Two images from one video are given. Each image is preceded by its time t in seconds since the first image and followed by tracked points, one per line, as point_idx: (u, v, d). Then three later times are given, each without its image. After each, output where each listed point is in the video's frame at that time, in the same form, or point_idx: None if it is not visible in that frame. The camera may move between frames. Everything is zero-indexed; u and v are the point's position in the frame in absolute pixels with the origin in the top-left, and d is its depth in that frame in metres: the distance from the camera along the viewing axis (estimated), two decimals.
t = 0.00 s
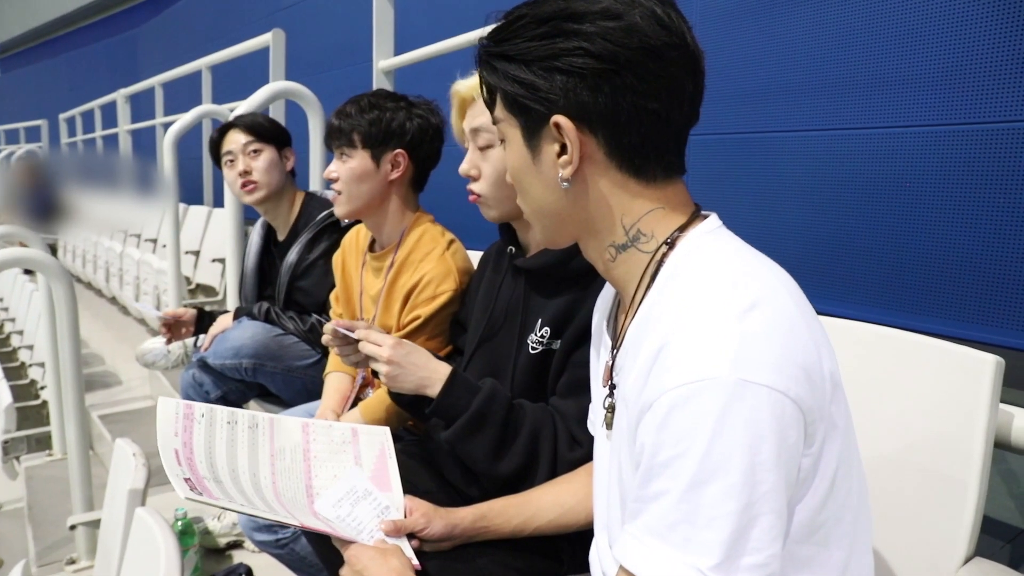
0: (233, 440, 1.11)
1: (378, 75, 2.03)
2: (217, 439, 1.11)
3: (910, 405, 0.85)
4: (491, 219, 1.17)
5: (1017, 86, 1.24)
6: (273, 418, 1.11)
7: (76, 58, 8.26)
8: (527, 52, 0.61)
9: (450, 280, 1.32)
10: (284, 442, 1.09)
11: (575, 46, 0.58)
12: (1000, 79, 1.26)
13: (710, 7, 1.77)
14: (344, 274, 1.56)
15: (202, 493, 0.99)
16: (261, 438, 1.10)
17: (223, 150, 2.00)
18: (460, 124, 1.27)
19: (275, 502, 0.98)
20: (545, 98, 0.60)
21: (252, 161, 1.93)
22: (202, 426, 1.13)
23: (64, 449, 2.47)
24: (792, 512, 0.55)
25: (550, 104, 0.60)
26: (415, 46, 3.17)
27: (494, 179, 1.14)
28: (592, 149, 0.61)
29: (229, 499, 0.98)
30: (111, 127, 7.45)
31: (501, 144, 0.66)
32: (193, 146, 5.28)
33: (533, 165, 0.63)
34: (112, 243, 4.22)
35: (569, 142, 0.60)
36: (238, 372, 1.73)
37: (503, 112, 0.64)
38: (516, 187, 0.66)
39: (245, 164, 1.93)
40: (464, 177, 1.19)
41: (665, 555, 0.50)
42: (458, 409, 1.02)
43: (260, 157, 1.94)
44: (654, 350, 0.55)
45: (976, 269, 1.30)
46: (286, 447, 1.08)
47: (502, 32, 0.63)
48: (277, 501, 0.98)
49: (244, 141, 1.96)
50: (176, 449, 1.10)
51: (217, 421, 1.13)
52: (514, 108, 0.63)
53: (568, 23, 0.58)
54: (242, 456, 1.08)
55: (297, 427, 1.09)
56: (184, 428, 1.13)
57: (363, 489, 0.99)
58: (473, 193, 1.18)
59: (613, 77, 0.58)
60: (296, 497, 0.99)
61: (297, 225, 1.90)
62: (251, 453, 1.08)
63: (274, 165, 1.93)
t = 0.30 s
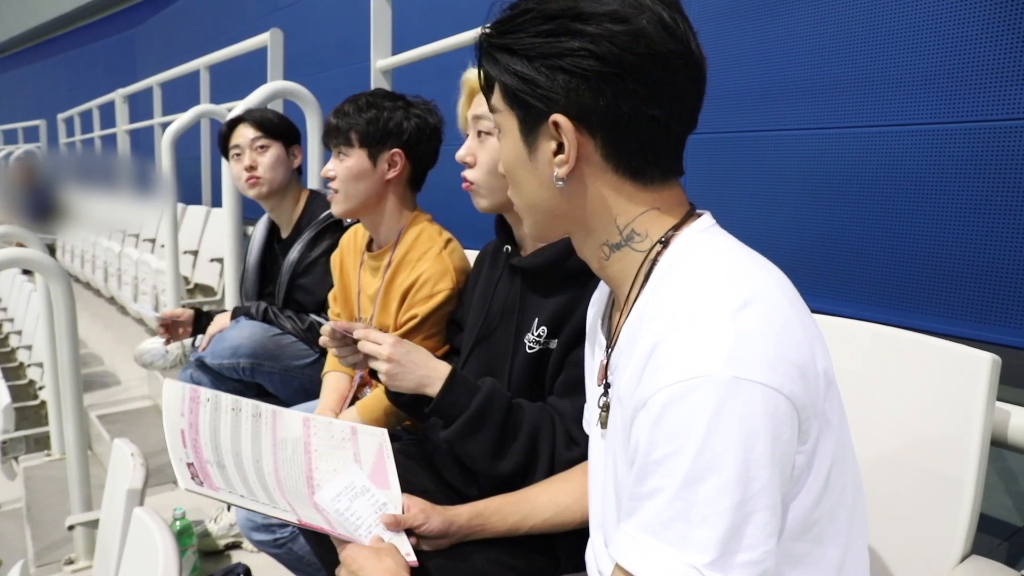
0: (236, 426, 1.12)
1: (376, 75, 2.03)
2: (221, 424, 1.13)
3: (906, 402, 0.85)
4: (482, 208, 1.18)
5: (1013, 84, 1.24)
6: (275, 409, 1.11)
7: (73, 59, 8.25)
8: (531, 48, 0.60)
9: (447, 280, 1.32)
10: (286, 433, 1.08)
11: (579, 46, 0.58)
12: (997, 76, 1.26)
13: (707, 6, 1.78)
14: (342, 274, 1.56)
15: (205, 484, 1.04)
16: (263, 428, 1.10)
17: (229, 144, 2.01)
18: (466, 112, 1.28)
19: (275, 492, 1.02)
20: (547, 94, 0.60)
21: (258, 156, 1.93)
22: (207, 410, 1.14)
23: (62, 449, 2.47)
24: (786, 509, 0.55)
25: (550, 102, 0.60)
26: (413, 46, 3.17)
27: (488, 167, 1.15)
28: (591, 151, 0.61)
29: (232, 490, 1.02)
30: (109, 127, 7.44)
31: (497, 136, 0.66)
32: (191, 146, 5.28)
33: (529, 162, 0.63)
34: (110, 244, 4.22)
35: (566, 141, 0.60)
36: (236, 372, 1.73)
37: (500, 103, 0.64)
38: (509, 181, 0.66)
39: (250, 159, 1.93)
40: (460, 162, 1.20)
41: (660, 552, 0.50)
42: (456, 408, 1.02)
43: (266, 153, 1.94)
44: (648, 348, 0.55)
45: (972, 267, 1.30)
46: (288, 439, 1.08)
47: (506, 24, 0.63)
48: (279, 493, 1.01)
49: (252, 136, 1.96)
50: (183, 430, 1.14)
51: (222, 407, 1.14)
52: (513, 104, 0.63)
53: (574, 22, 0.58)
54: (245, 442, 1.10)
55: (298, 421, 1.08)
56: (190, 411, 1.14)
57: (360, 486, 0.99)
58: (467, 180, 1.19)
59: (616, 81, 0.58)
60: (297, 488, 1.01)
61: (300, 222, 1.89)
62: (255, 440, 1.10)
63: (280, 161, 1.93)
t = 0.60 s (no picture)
0: (237, 420, 1.09)
1: (373, 75, 2.03)
2: (225, 419, 1.09)
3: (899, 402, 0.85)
4: (480, 208, 1.18)
5: (1007, 83, 1.24)
6: (276, 406, 1.12)
7: (72, 61, 8.25)
8: (540, 46, 0.60)
9: (443, 279, 1.32)
10: (285, 430, 1.09)
11: (592, 49, 0.57)
12: (990, 76, 1.26)
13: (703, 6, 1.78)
14: (338, 275, 1.56)
15: (203, 479, 0.94)
16: (263, 423, 1.10)
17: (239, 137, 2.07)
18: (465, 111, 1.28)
19: (277, 489, 0.98)
20: (554, 96, 0.60)
21: (260, 152, 1.98)
22: (211, 401, 1.10)
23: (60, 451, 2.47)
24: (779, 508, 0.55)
25: (559, 101, 0.60)
26: (411, 46, 3.17)
27: (485, 167, 1.15)
28: (593, 154, 0.61)
29: (233, 486, 0.95)
30: (106, 128, 7.43)
31: (495, 131, 0.66)
32: (189, 147, 5.27)
33: (530, 157, 0.63)
34: (109, 245, 4.22)
35: (571, 140, 0.61)
36: (233, 372, 1.73)
37: (502, 99, 0.64)
38: (506, 176, 0.66)
39: (251, 153, 1.99)
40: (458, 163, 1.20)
41: (653, 552, 0.51)
42: (454, 407, 1.02)
43: (268, 149, 1.98)
44: (641, 347, 0.55)
45: (967, 265, 1.30)
46: (288, 433, 1.08)
47: (513, 18, 0.62)
48: (280, 487, 0.98)
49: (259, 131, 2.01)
50: (185, 420, 1.07)
51: (224, 399, 1.11)
52: (518, 99, 0.62)
53: (587, 23, 0.57)
54: (245, 435, 1.07)
55: (297, 419, 1.10)
56: (194, 399, 1.10)
57: (357, 485, 0.99)
58: (463, 180, 1.19)
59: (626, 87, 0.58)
60: (297, 484, 0.99)
61: (310, 221, 1.90)
62: (254, 435, 1.07)
63: (279, 159, 1.97)
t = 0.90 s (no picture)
0: (238, 419, 1.06)
1: (373, 76, 2.03)
2: (226, 416, 1.06)
3: (900, 402, 0.85)
4: (480, 209, 1.18)
5: (1006, 79, 1.23)
6: (274, 407, 1.11)
7: (72, 63, 8.27)
8: (608, 28, 0.58)
9: (443, 278, 1.32)
10: (285, 430, 1.08)
11: (659, 43, 0.58)
12: (985, 73, 1.26)
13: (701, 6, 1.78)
14: (338, 276, 1.56)
15: (204, 478, 0.90)
16: (263, 422, 1.08)
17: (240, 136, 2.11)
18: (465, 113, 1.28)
19: (278, 488, 0.96)
20: (615, 80, 0.59)
21: (259, 151, 2.02)
22: (211, 399, 1.07)
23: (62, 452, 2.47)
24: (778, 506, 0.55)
25: (619, 87, 0.59)
26: (411, 47, 3.17)
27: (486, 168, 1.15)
28: (633, 148, 0.61)
29: (235, 484, 0.91)
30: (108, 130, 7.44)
31: (520, 109, 0.63)
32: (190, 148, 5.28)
33: (563, 142, 0.62)
34: (109, 247, 4.22)
35: (617, 131, 0.60)
36: (233, 373, 1.73)
37: (540, 76, 0.62)
38: (520, 160, 0.64)
39: (252, 152, 2.03)
40: (460, 164, 1.21)
41: (654, 550, 0.51)
42: (456, 407, 1.02)
43: (264, 149, 2.01)
44: (639, 347, 0.55)
45: (966, 264, 1.30)
46: (287, 433, 1.08)
47: None
48: (283, 485, 0.96)
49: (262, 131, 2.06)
50: (187, 416, 1.02)
51: (225, 398, 1.08)
52: (565, 79, 0.61)
53: (662, 19, 0.57)
54: (246, 433, 1.04)
55: (295, 419, 1.11)
56: (195, 396, 1.05)
57: (355, 486, 1.00)
58: (467, 181, 1.20)
59: (681, 88, 0.60)
60: (298, 482, 0.99)
61: (317, 220, 1.91)
62: (256, 434, 1.05)
63: (274, 159, 2.00)
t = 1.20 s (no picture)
0: (246, 418, 1.07)
1: (380, 76, 2.03)
2: (235, 415, 1.06)
3: (910, 403, 0.85)
4: (490, 210, 1.18)
5: (1017, 81, 1.23)
6: (282, 407, 1.12)
7: (80, 63, 8.31)
8: (642, 27, 0.58)
9: (449, 277, 1.33)
10: (293, 429, 1.09)
11: (688, 47, 0.58)
12: (995, 74, 1.26)
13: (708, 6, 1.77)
14: (344, 276, 1.56)
15: (213, 476, 0.89)
16: (271, 421, 1.09)
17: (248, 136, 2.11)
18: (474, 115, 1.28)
19: (287, 486, 0.95)
20: (645, 80, 0.59)
21: (268, 151, 2.03)
22: (221, 398, 1.07)
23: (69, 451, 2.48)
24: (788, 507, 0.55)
25: (647, 87, 0.59)
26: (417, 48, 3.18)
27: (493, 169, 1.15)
28: (655, 149, 0.62)
29: (244, 483, 0.90)
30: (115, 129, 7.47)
31: (544, 102, 0.63)
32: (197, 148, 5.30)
33: (586, 139, 0.62)
34: (116, 246, 4.24)
35: (641, 131, 0.61)
36: (240, 372, 1.75)
37: (565, 71, 0.62)
38: (539, 155, 0.63)
39: (261, 151, 2.04)
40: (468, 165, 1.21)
41: (663, 552, 0.51)
42: (464, 407, 1.02)
43: (273, 149, 2.02)
44: (648, 347, 0.55)
45: (975, 266, 1.30)
46: (295, 433, 1.08)
47: None
48: (291, 483, 0.96)
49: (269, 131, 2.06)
50: (195, 415, 1.01)
51: (234, 397, 1.09)
52: (592, 75, 0.61)
53: (691, 23, 0.58)
54: (255, 432, 1.04)
55: (303, 420, 1.12)
56: (205, 395, 1.05)
57: (362, 486, 1.00)
58: (474, 181, 1.19)
59: (705, 93, 0.61)
60: (306, 480, 0.99)
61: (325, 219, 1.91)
62: (264, 433, 1.05)
63: (283, 159, 2.01)
